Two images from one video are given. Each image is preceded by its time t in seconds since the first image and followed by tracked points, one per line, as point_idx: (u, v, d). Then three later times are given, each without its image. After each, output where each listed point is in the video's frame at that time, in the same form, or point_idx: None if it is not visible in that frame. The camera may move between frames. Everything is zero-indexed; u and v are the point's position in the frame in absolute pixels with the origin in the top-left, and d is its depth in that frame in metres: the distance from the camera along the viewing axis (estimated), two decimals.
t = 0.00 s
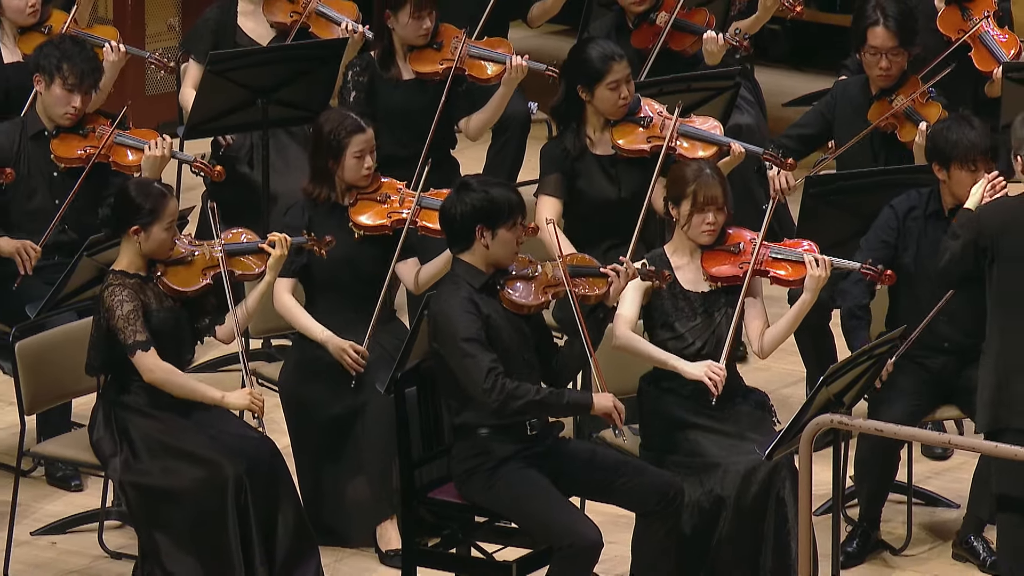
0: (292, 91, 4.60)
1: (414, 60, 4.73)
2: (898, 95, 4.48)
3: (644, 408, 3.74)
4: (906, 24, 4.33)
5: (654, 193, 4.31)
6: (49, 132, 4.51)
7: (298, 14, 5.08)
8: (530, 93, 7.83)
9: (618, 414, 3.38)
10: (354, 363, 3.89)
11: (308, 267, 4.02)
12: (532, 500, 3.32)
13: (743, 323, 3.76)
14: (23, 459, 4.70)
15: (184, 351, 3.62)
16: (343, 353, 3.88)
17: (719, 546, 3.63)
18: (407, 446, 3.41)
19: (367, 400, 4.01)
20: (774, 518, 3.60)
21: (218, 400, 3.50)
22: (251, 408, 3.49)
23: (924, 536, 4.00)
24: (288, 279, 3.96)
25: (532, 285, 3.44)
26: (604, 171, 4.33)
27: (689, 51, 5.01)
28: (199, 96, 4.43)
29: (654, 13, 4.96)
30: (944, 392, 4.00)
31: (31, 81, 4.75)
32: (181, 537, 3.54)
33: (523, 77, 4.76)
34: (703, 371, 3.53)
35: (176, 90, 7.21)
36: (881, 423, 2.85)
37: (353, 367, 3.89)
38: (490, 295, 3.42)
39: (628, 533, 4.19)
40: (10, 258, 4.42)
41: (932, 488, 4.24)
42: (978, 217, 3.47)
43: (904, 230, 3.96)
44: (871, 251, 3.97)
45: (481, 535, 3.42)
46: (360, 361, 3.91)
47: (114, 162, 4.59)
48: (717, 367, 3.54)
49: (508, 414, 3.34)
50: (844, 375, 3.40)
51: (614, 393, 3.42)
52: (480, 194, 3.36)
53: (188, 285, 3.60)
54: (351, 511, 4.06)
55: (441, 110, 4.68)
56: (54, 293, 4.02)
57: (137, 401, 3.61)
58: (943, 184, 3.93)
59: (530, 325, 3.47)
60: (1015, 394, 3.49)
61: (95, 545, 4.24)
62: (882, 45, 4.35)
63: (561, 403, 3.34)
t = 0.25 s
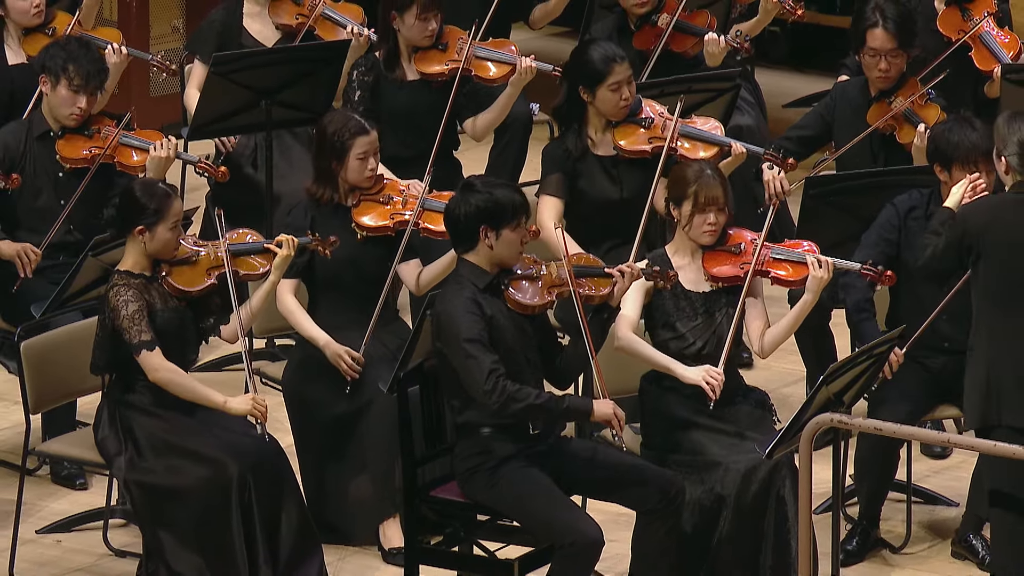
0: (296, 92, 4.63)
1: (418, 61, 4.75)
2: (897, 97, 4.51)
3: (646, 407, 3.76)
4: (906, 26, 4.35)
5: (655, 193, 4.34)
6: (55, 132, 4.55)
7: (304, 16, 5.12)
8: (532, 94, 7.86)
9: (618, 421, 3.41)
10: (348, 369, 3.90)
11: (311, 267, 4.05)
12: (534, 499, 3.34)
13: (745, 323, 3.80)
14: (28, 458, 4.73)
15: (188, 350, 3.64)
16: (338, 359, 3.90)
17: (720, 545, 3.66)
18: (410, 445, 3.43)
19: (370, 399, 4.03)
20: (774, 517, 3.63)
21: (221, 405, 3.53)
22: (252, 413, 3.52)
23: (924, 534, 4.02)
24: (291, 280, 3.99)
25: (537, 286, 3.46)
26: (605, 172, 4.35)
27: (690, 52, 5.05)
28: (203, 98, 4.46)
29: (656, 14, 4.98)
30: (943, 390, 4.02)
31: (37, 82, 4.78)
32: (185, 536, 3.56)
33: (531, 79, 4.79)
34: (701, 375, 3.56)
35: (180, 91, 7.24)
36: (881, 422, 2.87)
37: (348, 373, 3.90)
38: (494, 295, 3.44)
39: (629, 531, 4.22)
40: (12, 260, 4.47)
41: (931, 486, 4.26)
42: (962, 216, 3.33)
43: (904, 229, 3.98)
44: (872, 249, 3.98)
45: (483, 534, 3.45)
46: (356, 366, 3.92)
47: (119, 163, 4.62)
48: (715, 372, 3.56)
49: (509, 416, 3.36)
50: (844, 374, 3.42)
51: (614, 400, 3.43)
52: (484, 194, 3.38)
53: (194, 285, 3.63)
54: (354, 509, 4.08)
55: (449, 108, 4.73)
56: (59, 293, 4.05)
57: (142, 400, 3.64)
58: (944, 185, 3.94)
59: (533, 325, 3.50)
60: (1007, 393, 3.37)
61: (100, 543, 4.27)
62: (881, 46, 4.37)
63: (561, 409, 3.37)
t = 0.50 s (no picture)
0: (302, 93, 4.66)
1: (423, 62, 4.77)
2: (897, 99, 4.54)
3: (647, 406, 3.78)
4: (905, 29, 4.38)
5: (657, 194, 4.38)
6: (62, 133, 4.58)
7: (312, 19, 5.17)
8: (536, 95, 7.89)
9: (621, 428, 3.44)
10: (345, 373, 3.96)
11: (316, 267, 4.08)
12: (537, 498, 3.37)
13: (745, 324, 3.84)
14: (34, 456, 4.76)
15: (194, 351, 3.68)
16: (335, 363, 3.95)
17: (721, 543, 3.69)
18: (414, 444, 3.46)
19: (374, 398, 4.07)
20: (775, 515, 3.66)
21: (223, 409, 3.54)
22: (255, 418, 3.53)
23: (923, 532, 4.05)
24: (295, 279, 4.02)
25: (547, 285, 3.50)
26: (608, 173, 4.39)
27: (693, 55, 5.08)
28: (208, 99, 4.49)
29: (659, 17, 5.01)
30: (943, 390, 4.05)
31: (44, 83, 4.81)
32: (190, 535, 3.59)
33: (536, 80, 4.80)
34: (700, 381, 3.59)
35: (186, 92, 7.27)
36: (880, 420, 2.88)
37: (344, 377, 3.96)
38: (503, 294, 3.47)
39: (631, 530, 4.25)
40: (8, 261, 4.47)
41: (931, 485, 4.29)
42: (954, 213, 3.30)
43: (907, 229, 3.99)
44: (872, 246, 3.99)
45: (486, 532, 3.50)
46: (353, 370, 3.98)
47: (124, 164, 4.65)
48: (713, 378, 3.59)
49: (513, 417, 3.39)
50: (845, 375, 3.44)
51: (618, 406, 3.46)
52: (492, 194, 3.41)
53: (199, 283, 3.65)
54: (357, 508, 4.11)
55: (459, 107, 4.77)
56: (66, 294, 4.12)
57: (147, 399, 3.68)
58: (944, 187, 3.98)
59: (541, 325, 3.52)
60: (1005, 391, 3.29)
61: (106, 541, 4.31)
62: (881, 49, 4.40)
63: (563, 414, 3.39)
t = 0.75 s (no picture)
0: (305, 94, 4.68)
1: (429, 62, 4.79)
2: (897, 100, 4.56)
3: (649, 406, 3.80)
4: (905, 31, 4.40)
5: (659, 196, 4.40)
6: (68, 134, 4.60)
7: (320, 24, 5.21)
8: (539, 96, 7.91)
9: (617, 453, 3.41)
10: (339, 376, 3.99)
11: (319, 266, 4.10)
12: (540, 499, 3.39)
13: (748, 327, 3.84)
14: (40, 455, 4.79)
15: (197, 353, 3.70)
16: (331, 365, 3.99)
17: (723, 542, 3.70)
18: (418, 443, 3.48)
19: (377, 397, 4.09)
20: (777, 514, 3.68)
21: (217, 417, 3.56)
22: (247, 429, 3.55)
23: (924, 531, 4.06)
24: (299, 278, 4.05)
25: (559, 291, 3.48)
26: (611, 174, 4.41)
27: (697, 57, 5.09)
28: (211, 100, 4.51)
29: (662, 19, 5.05)
30: (944, 389, 4.07)
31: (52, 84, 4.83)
32: (195, 535, 3.61)
33: (543, 82, 4.85)
34: (696, 391, 3.62)
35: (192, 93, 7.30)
36: (881, 420, 2.87)
37: (338, 379, 3.99)
38: (514, 297, 3.47)
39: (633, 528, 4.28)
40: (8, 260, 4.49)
41: (931, 484, 4.30)
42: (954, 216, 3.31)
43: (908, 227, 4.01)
44: (875, 243, 4.02)
45: (489, 531, 3.53)
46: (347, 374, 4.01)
47: (130, 165, 4.67)
48: (710, 388, 3.62)
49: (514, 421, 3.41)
50: (845, 375, 3.46)
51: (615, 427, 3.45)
52: (516, 198, 3.42)
53: (203, 286, 3.68)
54: (361, 506, 4.13)
55: (465, 107, 4.81)
56: (71, 293, 4.13)
57: (150, 399, 3.69)
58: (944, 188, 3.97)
59: (550, 328, 3.52)
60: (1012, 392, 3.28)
61: (111, 540, 4.33)
62: (881, 51, 4.43)
63: (562, 427, 3.41)
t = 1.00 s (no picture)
0: (312, 95, 4.71)
1: (436, 63, 4.81)
2: (898, 102, 4.60)
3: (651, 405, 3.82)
4: (906, 34, 4.43)
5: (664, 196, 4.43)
6: (79, 135, 4.64)
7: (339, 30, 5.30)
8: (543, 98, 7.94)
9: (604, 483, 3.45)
10: (332, 374, 4.00)
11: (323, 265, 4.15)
12: (542, 500, 3.42)
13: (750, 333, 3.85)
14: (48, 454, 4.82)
15: (204, 354, 3.73)
16: (324, 362, 3.99)
17: (726, 540, 3.73)
18: (423, 441, 3.51)
19: (382, 397, 4.13)
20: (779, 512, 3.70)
21: (212, 428, 3.59)
22: (240, 443, 3.58)
23: (926, 529, 4.09)
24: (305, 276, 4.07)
25: (575, 300, 3.51)
26: (615, 175, 4.43)
27: (700, 60, 5.12)
28: (219, 100, 4.54)
29: (666, 22, 5.07)
30: (946, 388, 4.09)
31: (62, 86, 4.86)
32: (201, 533, 3.64)
33: (547, 83, 4.87)
34: (686, 405, 3.64)
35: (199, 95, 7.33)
36: (882, 419, 2.87)
37: (330, 377, 4.00)
38: (532, 299, 3.49)
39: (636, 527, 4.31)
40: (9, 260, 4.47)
41: (933, 483, 4.33)
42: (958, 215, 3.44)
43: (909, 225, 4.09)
44: (878, 241, 4.07)
45: (494, 529, 3.53)
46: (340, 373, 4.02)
47: (139, 168, 4.70)
48: (701, 406, 3.64)
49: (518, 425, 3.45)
50: (847, 373, 3.49)
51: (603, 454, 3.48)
52: (549, 203, 3.43)
53: (209, 291, 3.73)
54: (366, 505, 4.16)
55: (472, 109, 4.84)
56: (80, 292, 4.16)
57: (157, 398, 3.72)
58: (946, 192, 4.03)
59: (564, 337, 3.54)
60: None
61: (118, 538, 4.36)
62: (882, 54, 4.45)
63: (557, 444, 3.46)
